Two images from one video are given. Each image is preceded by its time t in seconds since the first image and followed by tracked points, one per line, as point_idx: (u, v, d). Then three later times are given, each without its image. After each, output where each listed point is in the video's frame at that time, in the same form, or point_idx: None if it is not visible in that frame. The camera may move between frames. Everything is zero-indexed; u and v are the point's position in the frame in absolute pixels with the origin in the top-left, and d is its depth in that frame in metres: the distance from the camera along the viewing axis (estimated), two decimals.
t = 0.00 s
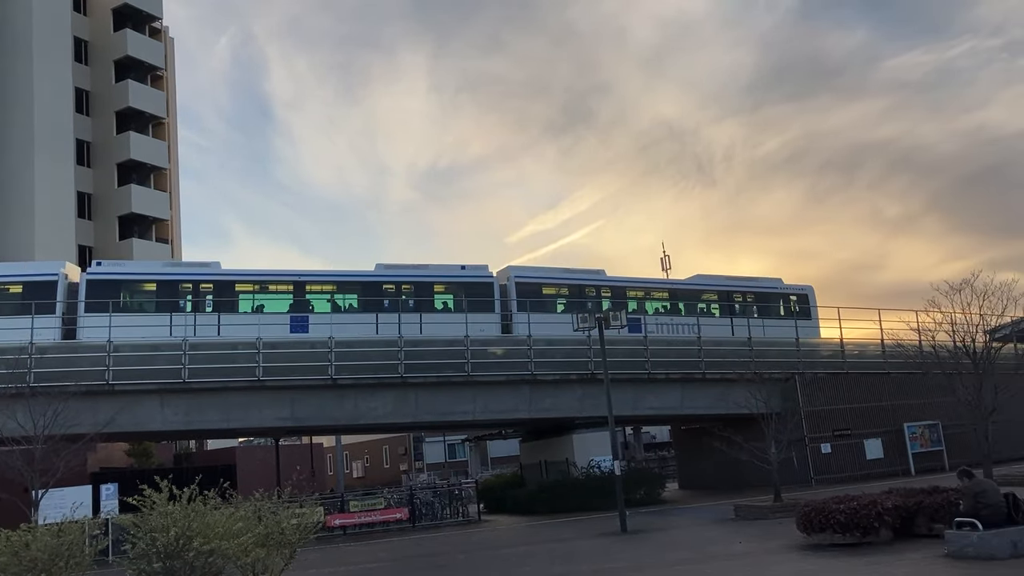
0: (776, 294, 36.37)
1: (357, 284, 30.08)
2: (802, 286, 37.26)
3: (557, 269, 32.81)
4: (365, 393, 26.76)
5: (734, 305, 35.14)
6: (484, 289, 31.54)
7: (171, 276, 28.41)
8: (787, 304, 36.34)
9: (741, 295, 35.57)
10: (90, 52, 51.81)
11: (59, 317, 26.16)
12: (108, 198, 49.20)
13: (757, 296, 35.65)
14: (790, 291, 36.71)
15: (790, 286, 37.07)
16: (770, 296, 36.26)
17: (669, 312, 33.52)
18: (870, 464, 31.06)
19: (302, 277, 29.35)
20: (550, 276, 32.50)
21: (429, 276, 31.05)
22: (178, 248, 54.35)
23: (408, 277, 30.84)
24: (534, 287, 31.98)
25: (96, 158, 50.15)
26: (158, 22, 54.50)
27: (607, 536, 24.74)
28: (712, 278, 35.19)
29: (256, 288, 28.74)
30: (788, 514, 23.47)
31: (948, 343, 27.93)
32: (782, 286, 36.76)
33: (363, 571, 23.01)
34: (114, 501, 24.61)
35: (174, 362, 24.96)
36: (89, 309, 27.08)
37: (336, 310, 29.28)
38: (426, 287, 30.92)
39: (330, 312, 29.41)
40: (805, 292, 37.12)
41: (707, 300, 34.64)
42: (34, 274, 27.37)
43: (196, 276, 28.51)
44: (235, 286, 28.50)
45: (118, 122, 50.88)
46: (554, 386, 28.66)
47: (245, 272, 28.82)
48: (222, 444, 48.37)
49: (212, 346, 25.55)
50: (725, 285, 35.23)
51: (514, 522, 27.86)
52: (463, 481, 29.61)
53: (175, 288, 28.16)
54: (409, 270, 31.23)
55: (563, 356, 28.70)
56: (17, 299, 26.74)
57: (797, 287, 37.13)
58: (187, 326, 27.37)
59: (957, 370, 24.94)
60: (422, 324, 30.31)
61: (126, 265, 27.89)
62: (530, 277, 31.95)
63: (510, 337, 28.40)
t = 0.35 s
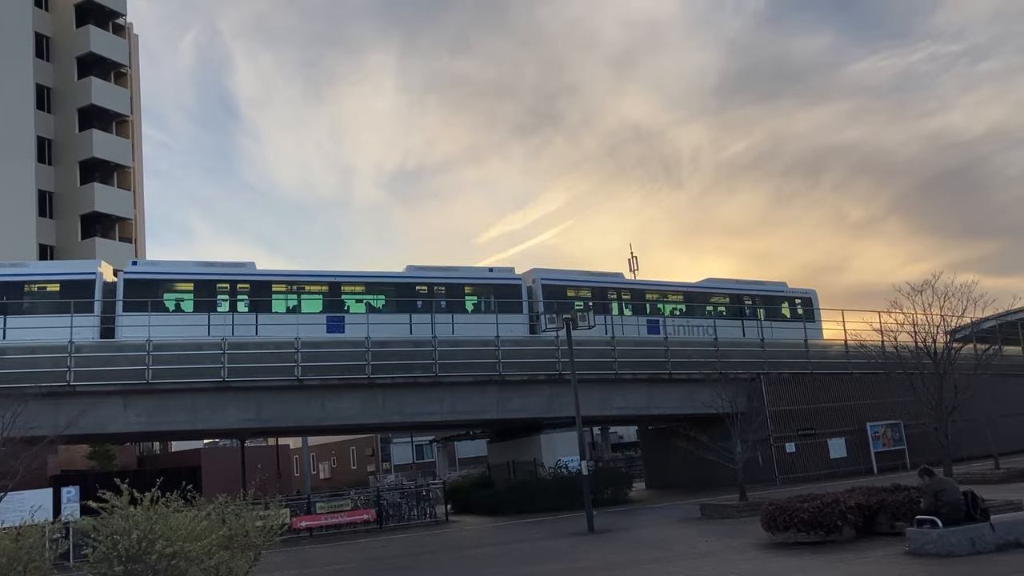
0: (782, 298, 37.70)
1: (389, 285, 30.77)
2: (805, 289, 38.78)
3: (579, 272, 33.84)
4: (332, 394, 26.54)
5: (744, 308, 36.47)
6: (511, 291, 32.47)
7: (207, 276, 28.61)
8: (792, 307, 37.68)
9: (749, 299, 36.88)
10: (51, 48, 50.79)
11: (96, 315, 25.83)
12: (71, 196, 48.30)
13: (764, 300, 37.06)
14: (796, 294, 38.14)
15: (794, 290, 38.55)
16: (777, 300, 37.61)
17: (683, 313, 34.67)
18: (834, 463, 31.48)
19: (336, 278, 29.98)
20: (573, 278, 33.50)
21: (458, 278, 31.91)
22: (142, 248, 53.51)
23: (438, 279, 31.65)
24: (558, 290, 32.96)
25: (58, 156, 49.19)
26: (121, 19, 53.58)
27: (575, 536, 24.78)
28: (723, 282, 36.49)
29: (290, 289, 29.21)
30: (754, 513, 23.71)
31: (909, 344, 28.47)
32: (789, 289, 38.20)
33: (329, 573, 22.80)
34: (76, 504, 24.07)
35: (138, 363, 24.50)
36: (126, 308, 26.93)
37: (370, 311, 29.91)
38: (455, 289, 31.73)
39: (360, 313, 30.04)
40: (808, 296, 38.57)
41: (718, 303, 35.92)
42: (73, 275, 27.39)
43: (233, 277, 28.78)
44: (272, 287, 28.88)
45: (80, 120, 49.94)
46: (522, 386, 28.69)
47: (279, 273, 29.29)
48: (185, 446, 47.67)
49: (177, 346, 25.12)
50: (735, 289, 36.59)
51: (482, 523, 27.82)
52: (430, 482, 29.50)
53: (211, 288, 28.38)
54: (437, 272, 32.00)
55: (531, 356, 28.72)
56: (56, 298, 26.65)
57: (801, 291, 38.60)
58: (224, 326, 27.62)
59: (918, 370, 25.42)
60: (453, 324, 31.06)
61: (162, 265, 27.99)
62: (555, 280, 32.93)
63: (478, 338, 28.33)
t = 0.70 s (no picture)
0: (788, 301, 38.73)
1: (420, 287, 31.16)
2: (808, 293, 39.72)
3: (599, 275, 34.60)
4: (303, 395, 26.31)
5: (753, 311, 37.53)
6: (536, 293, 33.15)
7: (242, 276, 28.59)
8: (799, 310, 38.68)
9: (757, 302, 37.97)
10: (17, 44, 49.92)
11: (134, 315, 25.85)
12: (37, 195, 47.49)
13: (773, 302, 38.12)
14: (799, 298, 39.10)
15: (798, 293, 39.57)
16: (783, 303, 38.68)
17: (696, 316, 35.75)
18: (803, 462, 31.83)
19: (368, 280, 30.32)
20: (594, 281, 34.29)
21: (485, 280, 32.40)
22: (110, 248, 52.73)
23: (468, 281, 32.07)
24: (581, 292, 33.76)
25: (24, 154, 48.35)
26: (90, 15, 52.80)
27: (547, 537, 24.78)
28: (734, 284, 37.47)
29: (321, 289, 29.45)
30: (724, 513, 23.89)
31: (876, 345, 28.93)
32: (794, 293, 39.21)
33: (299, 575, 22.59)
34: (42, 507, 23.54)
35: (105, 364, 24.00)
36: (163, 308, 26.90)
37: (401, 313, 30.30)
38: (483, 291, 32.31)
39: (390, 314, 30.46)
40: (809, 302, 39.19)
41: (728, 305, 36.97)
42: (109, 274, 27.28)
43: (268, 277, 28.86)
44: (306, 288, 29.05)
45: (47, 118, 49.12)
46: (495, 387, 28.69)
47: (314, 274, 29.50)
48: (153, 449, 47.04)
49: (145, 347, 24.69)
50: (745, 292, 37.59)
51: (453, 524, 27.76)
52: (402, 484, 29.39)
53: (246, 288, 28.41)
54: (465, 274, 32.38)
55: (504, 357, 28.69)
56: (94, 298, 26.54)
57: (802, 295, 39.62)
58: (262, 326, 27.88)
59: (885, 370, 25.84)
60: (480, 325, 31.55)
61: (197, 265, 27.73)
62: (577, 283, 33.69)
63: (451, 339, 28.23)
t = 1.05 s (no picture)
0: (788, 306, 40.36)
1: (451, 289, 31.92)
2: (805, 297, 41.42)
3: (617, 279, 35.72)
4: (274, 397, 26.05)
5: (759, 314, 38.99)
6: (561, 295, 34.04)
7: (280, 277, 29.09)
8: (799, 314, 40.36)
9: (761, 306, 39.33)
10: None
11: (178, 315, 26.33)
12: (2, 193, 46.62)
13: (776, 306, 39.63)
14: (798, 302, 40.84)
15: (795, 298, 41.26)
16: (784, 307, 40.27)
17: (708, 319, 37.00)
18: (773, 462, 32.14)
19: (401, 281, 31.01)
20: (613, 284, 35.35)
21: (512, 283, 33.23)
22: (78, 247, 51.86)
23: (494, 283, 32.90)
24: (603, 295, 34.81)
25: None
26: (57, 11, 51.98)
27: (518, 538, 24.75)
28: (740, 289, 38.94)
29: (363, 291, 30.19)
30: (695, 513, 24.05)
31: (845, 346, 29.33)
32: (791, 297, 40.93)
33: None
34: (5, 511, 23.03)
35: (71, 366, 23.55)
36: (207, 308, 27.30)
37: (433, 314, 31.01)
38: (511, 293, 33.13)
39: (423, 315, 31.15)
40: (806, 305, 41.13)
41: (736, 309, 38.36)
42: (151, 273, 27.56)
43: (306, 278, 29.44)
44: (343, 290, 29.73)
45: (12, 115, 48.28)
46: (467, 388, 28.66)
47: (351, 275, 30.14)
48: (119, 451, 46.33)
49: (113, 348, 24.22)
50: (751, 296, 39.08)
51: (424, 525, 27.65)
52: (373, 485, 29.26)
53: (286, 289, 28.94)
54: (491, 276, 33.20)
55: (476, 358, 28.63)
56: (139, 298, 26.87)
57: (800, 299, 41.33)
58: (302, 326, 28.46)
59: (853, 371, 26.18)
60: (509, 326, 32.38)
61: (238, 266, 28.16)
62: (599, 286, 34.72)
63: (423, 340, 28.10)
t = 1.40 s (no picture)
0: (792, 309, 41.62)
1: (481, 290, 32.43)
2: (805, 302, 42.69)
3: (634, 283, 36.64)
4: (248, 398, 25.81)
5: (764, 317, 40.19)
6: (584, 298, 34.71)
7: (317, 279, 29.56)
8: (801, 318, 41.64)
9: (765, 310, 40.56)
10: None
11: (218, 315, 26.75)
12: None
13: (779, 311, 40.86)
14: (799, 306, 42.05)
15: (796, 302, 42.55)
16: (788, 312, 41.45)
17: (718, 322, 38.04)
18: (748, 462, 32.39)
19: (434, 284, 31.46)
20: (631, 287, 36.23)
21: (539, 286, 33.74)
22: (48, 245, 51.09)
23: (522, 287, 33.40)
24: (622, 299, 35.66)
25: None
26: (28, 8, 51.21)
27: (493, 539, 24.71)
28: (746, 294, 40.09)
29: (397, 293, 30.48)
30: (669, 513, 24.16)
31: (818, 347, 29.67)
32: (793, 302, 42.21)
33: None
34: None
35: (42, 366, 23.15)
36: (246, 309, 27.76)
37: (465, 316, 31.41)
38: (540, 295, 33.65)
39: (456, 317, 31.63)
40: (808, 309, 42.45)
41: (742, 312, 39.48)
42: (192, 274, 27.59)
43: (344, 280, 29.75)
44: (377, 291, 30.05)
45: None
46: (443, 389, 28.60)
47: (387, 277, 30.53)
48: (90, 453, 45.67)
49: (84, 349, 23.83)
50: (757, 300, 40.28)
51: (399, 527, 27.53)
52: (349, 487, 29.13)
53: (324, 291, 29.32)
54: (519, 279, 33.69)
55: (452, 359, 28.56)
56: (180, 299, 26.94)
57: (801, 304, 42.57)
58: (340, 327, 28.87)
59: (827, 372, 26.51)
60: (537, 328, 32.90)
61: (274, 267, 28.49)
62: (619, 289, 35.54)
63: (398, 340, 27.97)
